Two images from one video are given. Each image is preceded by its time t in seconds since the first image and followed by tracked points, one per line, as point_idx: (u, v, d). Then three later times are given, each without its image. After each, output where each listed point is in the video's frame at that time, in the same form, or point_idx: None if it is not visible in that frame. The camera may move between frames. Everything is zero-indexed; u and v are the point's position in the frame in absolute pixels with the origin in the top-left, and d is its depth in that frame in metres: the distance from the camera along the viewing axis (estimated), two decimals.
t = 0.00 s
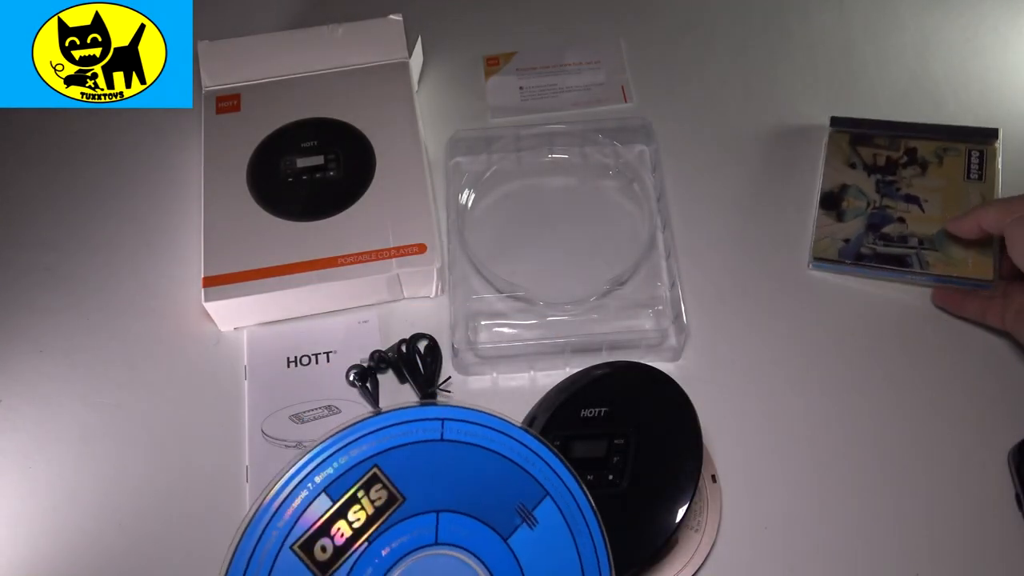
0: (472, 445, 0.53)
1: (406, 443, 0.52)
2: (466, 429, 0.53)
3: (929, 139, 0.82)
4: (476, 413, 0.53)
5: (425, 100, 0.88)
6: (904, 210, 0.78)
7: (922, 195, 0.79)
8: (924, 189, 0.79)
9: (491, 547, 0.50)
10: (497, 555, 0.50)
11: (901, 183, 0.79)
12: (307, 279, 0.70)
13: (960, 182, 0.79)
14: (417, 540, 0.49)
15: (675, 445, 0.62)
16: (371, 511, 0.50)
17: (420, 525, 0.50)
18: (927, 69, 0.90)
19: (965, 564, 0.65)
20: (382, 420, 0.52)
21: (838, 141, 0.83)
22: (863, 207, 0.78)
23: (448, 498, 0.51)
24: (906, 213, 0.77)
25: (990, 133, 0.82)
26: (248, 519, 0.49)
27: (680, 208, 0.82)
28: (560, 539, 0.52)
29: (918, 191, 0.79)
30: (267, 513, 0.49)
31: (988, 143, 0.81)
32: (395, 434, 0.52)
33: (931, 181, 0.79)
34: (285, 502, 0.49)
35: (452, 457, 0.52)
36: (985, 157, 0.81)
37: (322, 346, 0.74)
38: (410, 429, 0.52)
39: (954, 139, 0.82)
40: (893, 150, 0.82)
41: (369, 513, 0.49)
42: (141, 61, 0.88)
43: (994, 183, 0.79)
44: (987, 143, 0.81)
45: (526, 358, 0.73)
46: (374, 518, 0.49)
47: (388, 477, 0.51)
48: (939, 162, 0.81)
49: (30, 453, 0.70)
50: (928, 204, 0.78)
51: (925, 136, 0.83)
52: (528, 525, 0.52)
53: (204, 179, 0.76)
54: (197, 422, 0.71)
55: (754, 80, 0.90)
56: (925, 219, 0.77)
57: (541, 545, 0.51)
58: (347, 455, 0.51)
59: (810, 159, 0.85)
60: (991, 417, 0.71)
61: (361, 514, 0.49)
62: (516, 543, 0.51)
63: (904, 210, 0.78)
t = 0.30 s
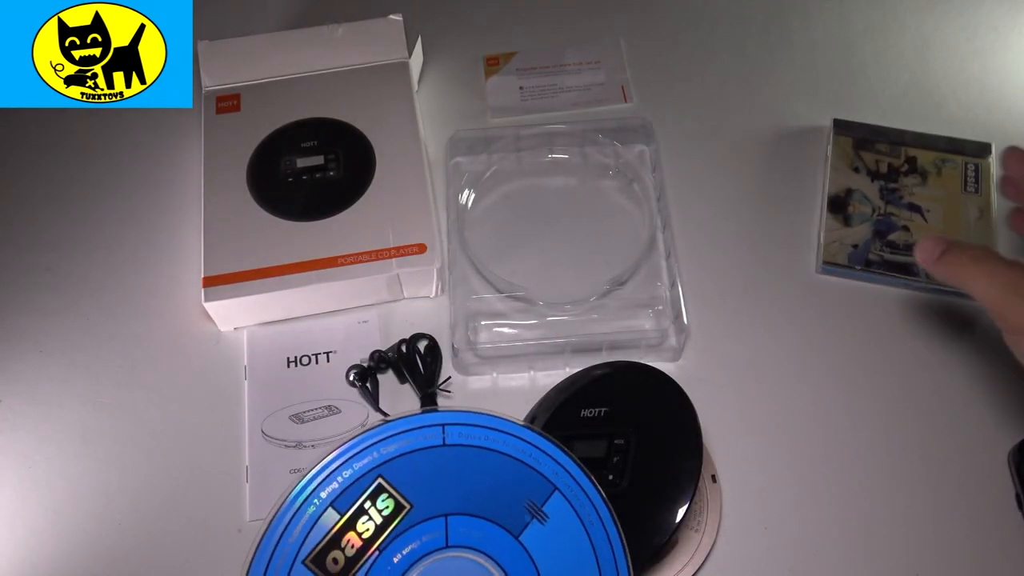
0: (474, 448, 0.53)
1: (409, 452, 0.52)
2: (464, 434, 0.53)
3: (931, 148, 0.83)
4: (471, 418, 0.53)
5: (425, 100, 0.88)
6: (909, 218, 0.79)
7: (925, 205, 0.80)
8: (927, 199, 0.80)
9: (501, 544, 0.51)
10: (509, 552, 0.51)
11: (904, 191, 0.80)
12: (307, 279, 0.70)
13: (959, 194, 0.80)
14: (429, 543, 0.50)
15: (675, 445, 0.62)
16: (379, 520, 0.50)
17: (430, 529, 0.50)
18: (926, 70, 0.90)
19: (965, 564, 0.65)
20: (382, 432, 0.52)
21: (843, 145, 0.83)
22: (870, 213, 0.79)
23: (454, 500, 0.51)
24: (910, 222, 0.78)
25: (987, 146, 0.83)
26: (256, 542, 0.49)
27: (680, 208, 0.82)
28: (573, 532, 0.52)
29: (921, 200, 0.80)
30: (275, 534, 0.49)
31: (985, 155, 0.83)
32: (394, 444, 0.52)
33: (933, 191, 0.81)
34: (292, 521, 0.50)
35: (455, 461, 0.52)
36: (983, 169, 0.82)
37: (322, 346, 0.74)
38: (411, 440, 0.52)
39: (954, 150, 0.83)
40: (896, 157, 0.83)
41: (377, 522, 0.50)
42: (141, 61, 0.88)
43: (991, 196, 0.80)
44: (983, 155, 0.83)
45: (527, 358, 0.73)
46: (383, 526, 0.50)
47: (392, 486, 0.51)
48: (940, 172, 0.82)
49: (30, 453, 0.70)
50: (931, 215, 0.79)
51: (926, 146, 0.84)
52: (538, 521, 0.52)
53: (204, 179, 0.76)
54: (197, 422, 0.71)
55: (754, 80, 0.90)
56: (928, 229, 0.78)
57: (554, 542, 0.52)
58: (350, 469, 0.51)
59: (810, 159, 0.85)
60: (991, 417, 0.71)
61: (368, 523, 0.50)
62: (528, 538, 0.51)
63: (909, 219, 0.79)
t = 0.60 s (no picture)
0: (585, 433, 0.49)
1: (520, 424, 0.48)
2: (577, 415, 0.49)
3: (930, 148, 0.84)
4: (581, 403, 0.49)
5: (425, 99, 0.88)
6: (908, 218, 0.79)
7: (924, 205, 0.80)
8: (927, 199, 0.80)
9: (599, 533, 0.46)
10: (607, 544, 0.46)
11: (905, 192, 0.80)
12: (307, 279, 0.70)
13: (959, 194, 0.80)
14: (524, 517, 0.46)
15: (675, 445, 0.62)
16: (483, 482, 0.46)
17: (527, 500, 0.46)
18: (927, 69, 0.90)
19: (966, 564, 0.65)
20: (501, 400, 0.49)
21: (843, 145, 0.84)
22: (870, 213, 0.79)
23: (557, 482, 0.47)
24: (909, 222, 0.78)
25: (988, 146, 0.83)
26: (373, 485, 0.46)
27: (680, 208, 0.82)
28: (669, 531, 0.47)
29: (921, 200, 0.80)
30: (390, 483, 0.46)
31: (984, 156, 0.83)
32: (509, 411, 0.48)
33: (933, 191, 0.81)
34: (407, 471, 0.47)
35: (560, 444, 0.48)
36: (983, 169, 0.82)
37: (322, 346, 0.74)
38: (526, 412, 0.48)
39: (954, 150, 0.83)
40: (896, 157, 0.83)
41: (482, 485, 0.46)
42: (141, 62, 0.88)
43: (992, 196, 0.80)
44: (983, 155, 0.83)
45: (527, 358, 0.73)
46: (488, 491, 0.46)
47: (499, 451, 0.47)
48: (940, 172, 0.82)
49: (30, 453, 0.70)
50: (931, 214, 0.79)
51: (926, 145, 0.84)
52: (622, 514, 0.47)
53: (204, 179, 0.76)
54: (197, 422, 0.71)
55: (754, 80, 0.90)
56: (928, 229, 0.78)
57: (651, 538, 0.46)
58: (462, 427, 0.48)
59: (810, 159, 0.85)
60: (991, 417, 0.71)
61: (476, 483, 0.46)
62: (627, 529, 0.47)
63: (909, 219, 0.79)
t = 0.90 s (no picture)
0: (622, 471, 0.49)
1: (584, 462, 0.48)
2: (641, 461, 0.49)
3: (930, 148, 0.84)
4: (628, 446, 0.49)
5: (425, 99, 0.88)
6: (908, 219, 0.79)
7: (925, 205, 0.80)
8: (926, 200, 0.80)
9: None
10: None
11: (904, 192, 0.80)
12: (307, 279, 0.70)
13: (959, 194, 0.80)
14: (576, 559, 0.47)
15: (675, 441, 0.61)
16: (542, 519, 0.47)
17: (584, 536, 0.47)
18: (927, 70, 0.90)
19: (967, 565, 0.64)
20: (539, 442, 0.49)
21: (843, 145, 0.84)
22: (870, 213, 0.79)
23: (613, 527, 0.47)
24: (910, 223, 0.79)
25: (988, 146, 0.83)
26: (433, 511, 0.46)
27: (681, 208, 0.82)
28: None
29: (921, 200, 0.80)
30: (448, 510, 0.47)
31: (984, 156, 0.83)
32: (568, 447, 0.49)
33: (933, 191, 0.81)
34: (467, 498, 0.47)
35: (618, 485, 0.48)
36: (983, 169, 0.82)
37: (322, 346, 0.74)
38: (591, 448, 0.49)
39: (954, 151, 0.83)
40: (896, 157, 0.83)
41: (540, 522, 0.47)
42: (141, 62, 0.88)
43: (991, 196, 0.80)
44: (983, 156, 0.83)
45: (527, 358, 0.73)
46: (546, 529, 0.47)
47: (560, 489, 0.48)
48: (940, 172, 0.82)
49: (29, 454, 0.70)
50: (930, 214, 0.79)
51: (926, 146, 0.84)
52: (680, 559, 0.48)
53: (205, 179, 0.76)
54: (197, 423, 0.71)
55: (754, 80, 0.90)
56: (927, 229, 0.78)
57: None
58: (524, 463, 0.48)
59: (811, 159, 0.84)
60: (992, 417, 0.71)
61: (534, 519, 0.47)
62: None
63: (909, 219, 0.79)
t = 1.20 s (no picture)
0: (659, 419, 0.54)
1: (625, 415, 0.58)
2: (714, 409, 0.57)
3: (930, 148, 0.84)
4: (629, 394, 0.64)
5: (425, 100, 0.88)
6: (908, 219, 0.79)
7: (925, 205, 0.80)
8: (926, 199, 0.80)
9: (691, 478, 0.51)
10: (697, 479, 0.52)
11: (905, 192, 0.80)
12: (307, 279, 0.70)
13: (960, 194, 0.80)
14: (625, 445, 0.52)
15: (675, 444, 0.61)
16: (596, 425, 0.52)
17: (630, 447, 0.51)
18: (927, 70, 0.90)
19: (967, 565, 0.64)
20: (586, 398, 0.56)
21: (843, 145, 0.84)
22: (869, 213, 0.79)
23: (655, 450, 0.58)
24: (910, 222, 0.79)
25: (988, 146, 0.83)
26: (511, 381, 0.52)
27: (680, 208, 0.82)
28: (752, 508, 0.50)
29: (921, 200, 0.80)
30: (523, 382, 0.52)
31: (985, 156, 0.83)
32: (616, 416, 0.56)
33: (933, 191, 0.81)
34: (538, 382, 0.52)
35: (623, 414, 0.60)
36: (983, 168, 0.82)
37: (322, 346, 0.74)
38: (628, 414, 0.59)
39: (954, 150, 0.83)
40: (896, 157, 0.83)
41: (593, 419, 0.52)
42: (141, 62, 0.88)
43: (992, 196, 0.80)
44: (983, 155, 0.83)
45: (527, 358, 0.73)
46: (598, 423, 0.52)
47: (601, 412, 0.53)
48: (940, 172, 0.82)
49: (30, 453, 0.70)
50: (930, 214, 0.79)
51: (926, 145, 0.84)
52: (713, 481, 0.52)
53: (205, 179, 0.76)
54: (197, 422, 0.71)
55: (755, 80, 0.90)
56: (927, 229, 0.78)
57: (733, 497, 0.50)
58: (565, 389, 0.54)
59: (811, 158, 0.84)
60: (993, 418, 0.71)
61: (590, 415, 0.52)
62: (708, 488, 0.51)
63: (909, 219, 0.79)
